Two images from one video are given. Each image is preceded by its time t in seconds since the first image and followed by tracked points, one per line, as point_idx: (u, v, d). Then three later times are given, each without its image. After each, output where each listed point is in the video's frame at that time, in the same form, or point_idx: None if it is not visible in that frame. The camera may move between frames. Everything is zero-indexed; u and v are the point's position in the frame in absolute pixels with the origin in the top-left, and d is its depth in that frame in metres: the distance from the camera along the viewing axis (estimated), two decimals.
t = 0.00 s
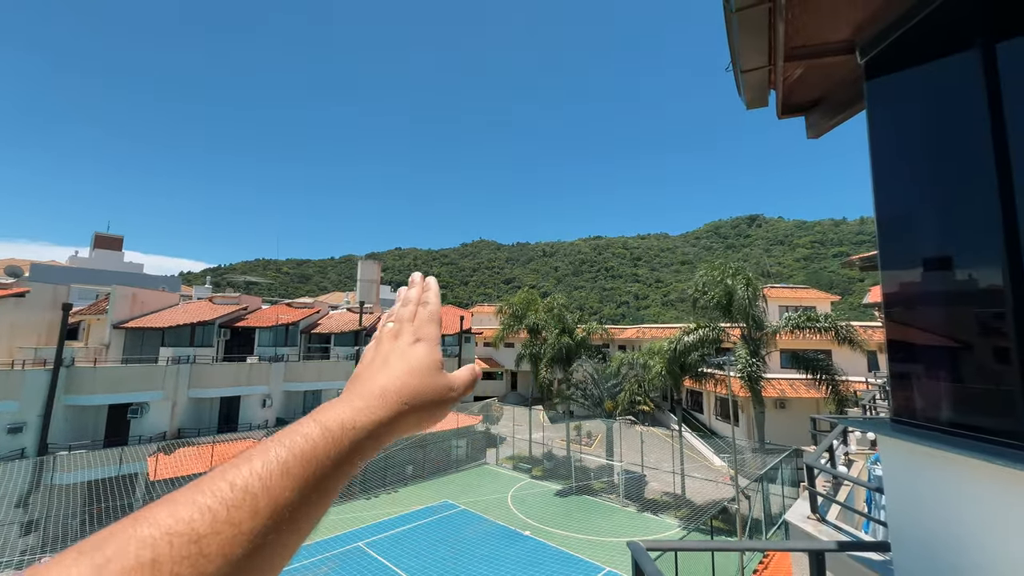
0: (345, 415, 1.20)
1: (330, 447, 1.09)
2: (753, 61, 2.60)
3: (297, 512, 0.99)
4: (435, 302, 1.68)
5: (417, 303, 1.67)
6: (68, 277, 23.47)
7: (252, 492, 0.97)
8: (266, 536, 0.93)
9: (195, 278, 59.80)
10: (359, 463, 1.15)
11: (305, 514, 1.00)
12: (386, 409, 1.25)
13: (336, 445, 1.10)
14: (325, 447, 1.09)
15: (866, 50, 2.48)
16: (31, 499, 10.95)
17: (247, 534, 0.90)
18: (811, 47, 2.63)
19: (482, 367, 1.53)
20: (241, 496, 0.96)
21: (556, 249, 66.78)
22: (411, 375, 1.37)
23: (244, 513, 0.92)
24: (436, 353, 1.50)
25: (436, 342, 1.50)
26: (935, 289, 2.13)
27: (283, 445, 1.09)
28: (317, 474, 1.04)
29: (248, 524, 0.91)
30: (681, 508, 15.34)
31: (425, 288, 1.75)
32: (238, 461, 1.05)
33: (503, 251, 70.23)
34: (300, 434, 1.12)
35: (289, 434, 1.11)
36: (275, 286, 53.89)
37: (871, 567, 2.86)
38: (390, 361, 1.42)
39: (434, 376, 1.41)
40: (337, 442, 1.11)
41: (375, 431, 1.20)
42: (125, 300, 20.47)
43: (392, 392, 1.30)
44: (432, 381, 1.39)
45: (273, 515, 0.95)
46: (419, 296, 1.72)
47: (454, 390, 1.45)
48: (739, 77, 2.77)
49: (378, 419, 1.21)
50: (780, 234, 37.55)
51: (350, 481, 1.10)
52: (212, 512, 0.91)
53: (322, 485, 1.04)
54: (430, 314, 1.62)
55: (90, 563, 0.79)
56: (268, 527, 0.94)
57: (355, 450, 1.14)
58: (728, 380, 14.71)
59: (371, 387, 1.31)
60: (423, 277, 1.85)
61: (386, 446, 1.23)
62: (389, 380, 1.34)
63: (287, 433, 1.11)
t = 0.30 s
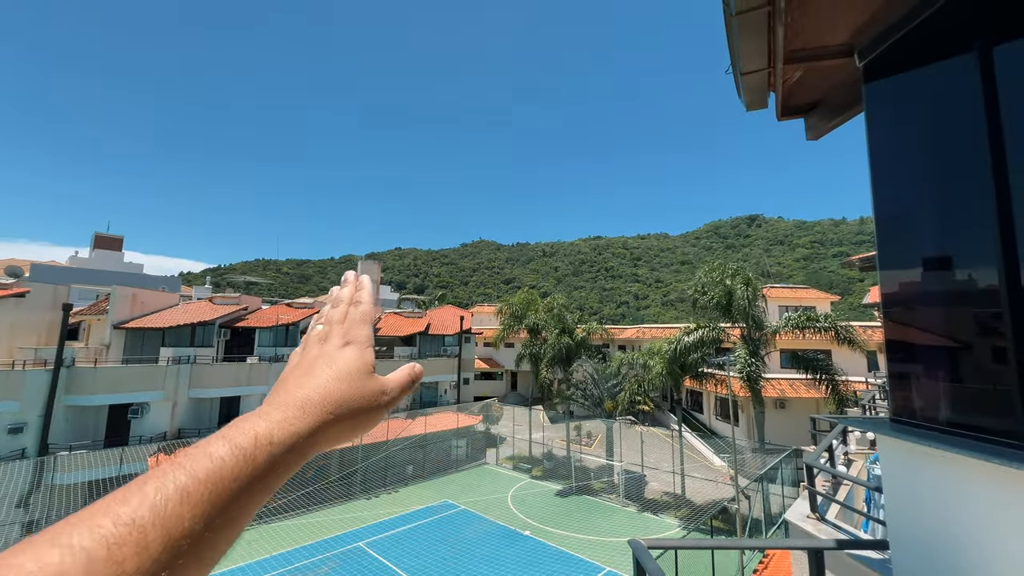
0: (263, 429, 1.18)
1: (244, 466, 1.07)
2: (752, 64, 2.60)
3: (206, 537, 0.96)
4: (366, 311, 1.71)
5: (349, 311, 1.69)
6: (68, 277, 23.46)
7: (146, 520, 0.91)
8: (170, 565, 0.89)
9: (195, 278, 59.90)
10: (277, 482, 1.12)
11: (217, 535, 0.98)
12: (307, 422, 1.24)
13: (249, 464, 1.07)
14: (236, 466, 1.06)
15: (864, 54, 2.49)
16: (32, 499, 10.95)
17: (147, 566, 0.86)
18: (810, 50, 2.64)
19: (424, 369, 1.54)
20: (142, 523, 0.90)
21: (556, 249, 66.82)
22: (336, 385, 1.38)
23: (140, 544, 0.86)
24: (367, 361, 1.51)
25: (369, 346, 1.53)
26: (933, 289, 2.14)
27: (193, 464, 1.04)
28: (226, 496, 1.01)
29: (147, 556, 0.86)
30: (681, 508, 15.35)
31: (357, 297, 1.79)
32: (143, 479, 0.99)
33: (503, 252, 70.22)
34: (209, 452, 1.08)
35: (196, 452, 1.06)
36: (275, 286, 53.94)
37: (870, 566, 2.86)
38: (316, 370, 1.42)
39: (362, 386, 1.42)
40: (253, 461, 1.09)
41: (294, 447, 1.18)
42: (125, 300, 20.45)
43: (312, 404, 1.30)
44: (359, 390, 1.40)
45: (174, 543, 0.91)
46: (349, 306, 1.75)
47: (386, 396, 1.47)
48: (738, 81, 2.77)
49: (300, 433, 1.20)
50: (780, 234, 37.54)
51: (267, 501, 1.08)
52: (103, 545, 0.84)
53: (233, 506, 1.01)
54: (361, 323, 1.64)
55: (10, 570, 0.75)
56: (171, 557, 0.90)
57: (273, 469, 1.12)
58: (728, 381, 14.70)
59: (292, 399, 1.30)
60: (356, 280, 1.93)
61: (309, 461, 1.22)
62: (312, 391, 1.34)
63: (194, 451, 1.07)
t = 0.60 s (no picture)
0: (198, 460, 1.13)
1: (176, 502, 1.03)
2: (754, 65, 2.60)
3: None
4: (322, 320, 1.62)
5: (302, 322, 1.60)
6: (72, 277, 23.54)
7: (63, 562, 0.89)
8: None
9: (197, 278, 60.07)
10: (216, 514, 1.07)
11: None
12: (249, 449, 1.19)
13: (182, 499, 1.04)
14: (169, 501, 1.02)
15: (867, 55, 2.48)
16: (36, 499, 10.99)
17: None
18: (812, 51, 2.63)
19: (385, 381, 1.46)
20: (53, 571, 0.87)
21: (558, 249, 66.83)
22: (284, 408, 1.30)
23: None
24: (320, 377, 1.43)
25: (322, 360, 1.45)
26: (936, 288, 2.14)
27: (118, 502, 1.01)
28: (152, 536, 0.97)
29: None
30: (683, 508, 15.35)
31: (312, 306, 1.68)
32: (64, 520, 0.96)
33: (504, 252, 70.26)
34: (134, 487, 1.04)
35: (122, 487, 1.03)
36: (277, 286, 54.02)
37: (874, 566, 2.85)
38: (262, 390, 1.35)
39: (315, 404, 1.34)
40: (187, 495, 1.06)
41: (234, 475, 1.13)
42: (128, 301, 20.52)
43: (255, 428, 1.24)
44: (309, 408, 1.33)
45: None
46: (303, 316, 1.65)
47: (341, 412, 1.39)
48: (741, 81, 2.77)
49: (240, 463, 1.16)
50: (782, 234, 37.49)
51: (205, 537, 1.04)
52: None
53: (170, 542, 1.00)
54: (315, 335, 1.55)
55: None
56: None
57: (207, 502, 1.07)
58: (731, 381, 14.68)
59: (234, 423, 1.25)
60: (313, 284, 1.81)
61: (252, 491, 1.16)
62: (256, 413, 1.28)
63: (119, 486, 1.03)
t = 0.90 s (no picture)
0: (156, 466, 1.13)
1: (133, 509, 1.03)
2: (760, 64, 2.59)
3: None
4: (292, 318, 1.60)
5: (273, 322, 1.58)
6: (80, 278, 23.75)
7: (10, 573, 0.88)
8: None
9: (204, 279, 60.58)
10: (175, 522, 1.08)
11: None
12: (212, 454, 1.19)
13: (138, 508, 1.04)
14: (124, 509, 1.03)
15: (874, 53, 2.46)
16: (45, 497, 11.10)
17: None
18: (817, 51, 2.62)
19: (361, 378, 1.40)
20: None
21: (562, 249, 66.76)
22: (251, 411, 1.30)
23: None
24: (291, 377, 1.42)
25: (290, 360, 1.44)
26: (945, 288, 2.12)
27: (73, 512, 1.01)
28: (110, 543, 0.98)
29: None
30: (688, 509, 15.31)
31: (282, 306, 1.64)
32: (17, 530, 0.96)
33: (508, 252, 70.25)
34: (85, 496, 1.04)
35: (76, 495, 1.04)
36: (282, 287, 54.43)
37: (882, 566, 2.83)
38: (227, 394, 1.34)
39: (284, 405, 1.34)
40: (145, 501, 1.06)
41: (197, 482, 1.14)
42: (136, 301, 20.70)
43: (219, 434, 1.24)
44: (276, 410, 1.32)
45: None
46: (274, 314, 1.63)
47: (312, 411, 1.35)
48: (747, 81, 2.75)
49: (202, 469, 1.16)
50: (787, 234, 37.27)
51: (166, 545, 1.05)
52: None
53: (129, 549, 1.00)
54: (286, 335, 1.53)
55: None
56: None
57: (166, 511, 1.07)
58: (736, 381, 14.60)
59: (197, 428, 1.25)
60: (284, 283, 1.78)
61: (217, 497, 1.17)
62: (221, 418, 1.27)
63: (68, 495, 1.03)
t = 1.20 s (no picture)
0: (127, 490, 1.14)
1: (103, 536, 1.05)
2: (771, 63, 2.57)
3: None
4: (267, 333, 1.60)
5: (245, 336, 1.58)
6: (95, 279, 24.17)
7: None
8: None
9: (215, 280, 61.35)
10: (150, 544, 1.11)
11: None
12: (187, 475, 1.21)
13: (109, 534, 1.06)
14: (92, 536, 1.05)
15: (886, 51, 2.43)
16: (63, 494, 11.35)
17: None
18: (829, 50, 2.59)
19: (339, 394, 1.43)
20: None
21: (569, 249, 66.56)
22: (226, 431, 1.31)
23: None
24: (265, 393, 1.43)
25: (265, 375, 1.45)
26: (958, 287, 2.09)
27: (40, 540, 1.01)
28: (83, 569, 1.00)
29: None
30: (698, 510, 15.19)
31: (255, 319, 1.64)
32: None
33: (516, 252, 70.26)
34: (54, 523, 1.05)
35: (45, 523, 1.04)
36: (292, 288, 54.89)
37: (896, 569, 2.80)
38: (200, 412, 1.35)
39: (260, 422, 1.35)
40: (115, 527, 1.08)
41: (169, 504, 1.16)
42: (150, 302, 21.02)
43: (191, 455, 1.25)
44: (251, 427, 1.34)
45: None
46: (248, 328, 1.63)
47: (289, 427, 1.38)
48: (757, 79, 2.73)
49: (175, 490, 1.18)
50: (798, 233, 36.83)
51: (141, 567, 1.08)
52: None
53: (102, 573, 1.03)
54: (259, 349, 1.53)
55: None
56: None
57: (139, 534, 1.10)
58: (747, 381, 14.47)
59: (169, 449, 1.26)
60: (256, 295, 1.77)
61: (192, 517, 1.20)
62: (194, 437, 1.28)
63: (36, 522, 1.03)
